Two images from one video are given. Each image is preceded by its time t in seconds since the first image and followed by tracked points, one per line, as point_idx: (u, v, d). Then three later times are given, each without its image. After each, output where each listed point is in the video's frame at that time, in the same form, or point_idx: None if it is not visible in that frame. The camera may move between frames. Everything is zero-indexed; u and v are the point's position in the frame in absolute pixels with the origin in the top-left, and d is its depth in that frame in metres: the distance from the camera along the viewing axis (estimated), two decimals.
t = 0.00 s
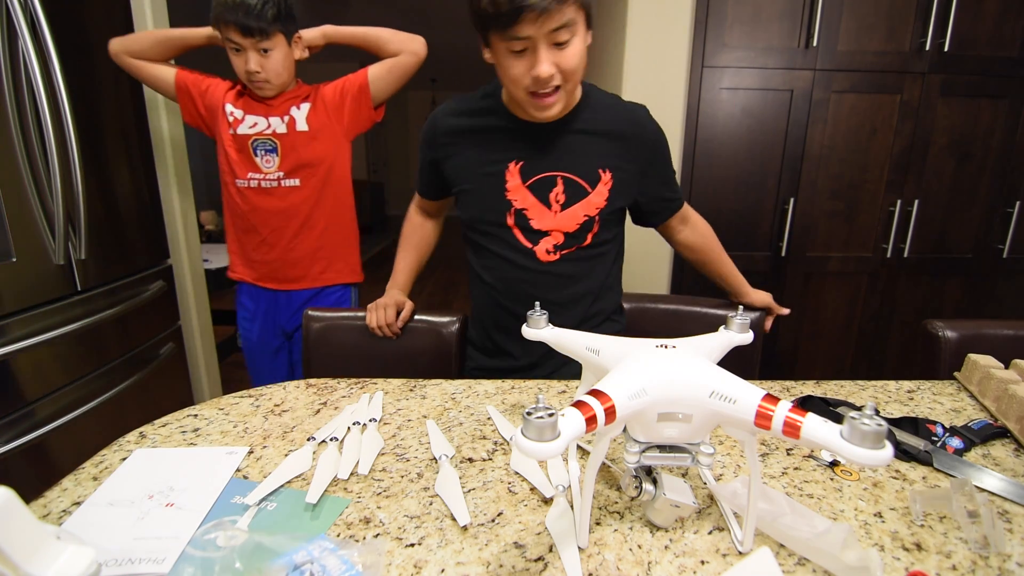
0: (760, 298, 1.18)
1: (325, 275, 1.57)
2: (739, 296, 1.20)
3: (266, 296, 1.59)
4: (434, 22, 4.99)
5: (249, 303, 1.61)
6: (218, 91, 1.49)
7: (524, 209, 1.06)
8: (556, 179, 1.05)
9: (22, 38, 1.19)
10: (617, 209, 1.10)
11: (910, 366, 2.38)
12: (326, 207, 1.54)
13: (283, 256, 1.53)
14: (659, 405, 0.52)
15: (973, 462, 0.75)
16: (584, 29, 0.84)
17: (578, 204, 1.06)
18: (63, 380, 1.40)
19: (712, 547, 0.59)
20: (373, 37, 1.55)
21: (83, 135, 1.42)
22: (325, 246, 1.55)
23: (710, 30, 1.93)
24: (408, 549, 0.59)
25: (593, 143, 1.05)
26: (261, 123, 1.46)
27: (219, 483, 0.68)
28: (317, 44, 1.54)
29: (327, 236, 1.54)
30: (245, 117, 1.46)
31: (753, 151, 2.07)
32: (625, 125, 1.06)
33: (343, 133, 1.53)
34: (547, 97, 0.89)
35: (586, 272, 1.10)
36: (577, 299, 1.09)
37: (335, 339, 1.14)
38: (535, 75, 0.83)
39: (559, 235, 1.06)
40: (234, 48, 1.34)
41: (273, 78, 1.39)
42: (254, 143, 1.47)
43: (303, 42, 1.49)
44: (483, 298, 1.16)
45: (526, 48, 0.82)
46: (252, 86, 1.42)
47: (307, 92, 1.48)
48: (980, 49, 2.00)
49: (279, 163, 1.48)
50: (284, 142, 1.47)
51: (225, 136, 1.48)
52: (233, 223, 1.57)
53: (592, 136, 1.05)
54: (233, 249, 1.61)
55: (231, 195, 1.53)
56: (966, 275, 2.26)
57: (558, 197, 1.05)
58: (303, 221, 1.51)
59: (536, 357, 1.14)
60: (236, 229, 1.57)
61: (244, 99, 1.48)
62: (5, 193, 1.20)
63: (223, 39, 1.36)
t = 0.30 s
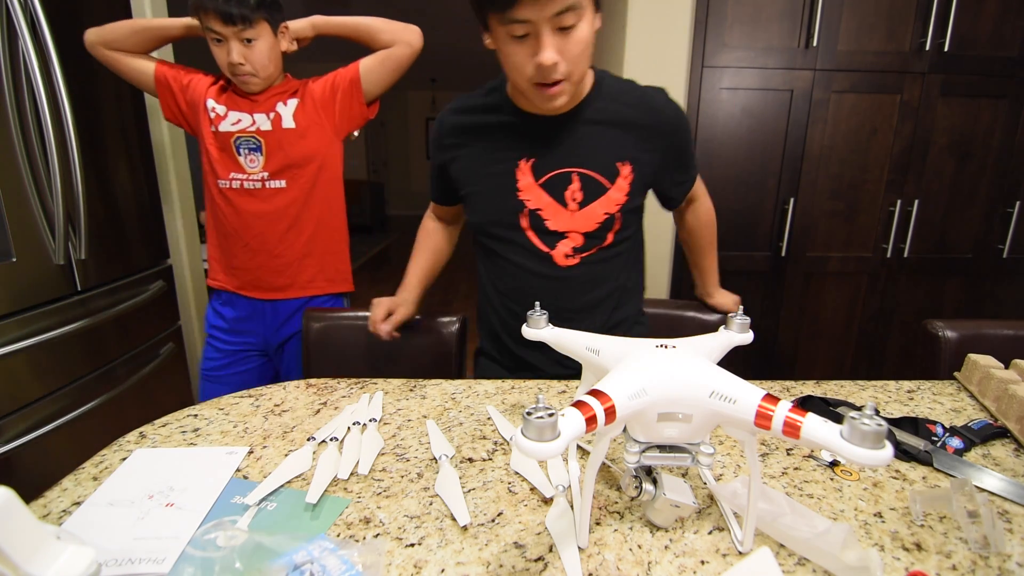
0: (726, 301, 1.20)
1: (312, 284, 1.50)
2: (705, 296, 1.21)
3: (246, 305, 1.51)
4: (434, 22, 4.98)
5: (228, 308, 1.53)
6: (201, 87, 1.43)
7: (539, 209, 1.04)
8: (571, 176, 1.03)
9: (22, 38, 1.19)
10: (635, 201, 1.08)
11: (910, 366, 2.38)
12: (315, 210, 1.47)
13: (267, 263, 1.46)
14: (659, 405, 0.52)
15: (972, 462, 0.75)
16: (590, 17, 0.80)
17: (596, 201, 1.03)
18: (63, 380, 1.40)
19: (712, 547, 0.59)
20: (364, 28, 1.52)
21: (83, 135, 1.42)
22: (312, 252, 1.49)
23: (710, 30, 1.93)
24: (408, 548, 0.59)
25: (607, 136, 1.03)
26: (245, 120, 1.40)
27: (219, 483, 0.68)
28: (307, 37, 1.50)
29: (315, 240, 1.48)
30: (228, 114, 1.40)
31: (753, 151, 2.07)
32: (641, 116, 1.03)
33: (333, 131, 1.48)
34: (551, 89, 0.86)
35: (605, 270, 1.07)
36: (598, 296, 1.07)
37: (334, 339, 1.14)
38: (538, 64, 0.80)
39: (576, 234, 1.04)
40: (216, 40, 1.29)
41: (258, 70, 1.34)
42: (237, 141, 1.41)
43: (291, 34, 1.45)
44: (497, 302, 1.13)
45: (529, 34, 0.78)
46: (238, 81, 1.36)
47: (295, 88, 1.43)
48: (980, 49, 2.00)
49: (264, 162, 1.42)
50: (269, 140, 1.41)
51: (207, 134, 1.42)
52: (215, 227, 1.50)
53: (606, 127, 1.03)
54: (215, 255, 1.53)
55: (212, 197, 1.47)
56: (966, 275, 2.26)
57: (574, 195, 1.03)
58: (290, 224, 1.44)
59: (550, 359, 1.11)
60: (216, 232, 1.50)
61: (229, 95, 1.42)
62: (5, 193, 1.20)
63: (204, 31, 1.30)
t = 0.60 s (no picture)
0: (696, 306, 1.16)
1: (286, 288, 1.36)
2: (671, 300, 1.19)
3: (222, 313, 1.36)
4: (434, 22, 4.99)
5: (199, 317, 1.36)
6: (163, 78, 1.28)
7: (609, 222, 0.90)
8: (638, 183, 0.90)
9: (22, 39, 1.20)
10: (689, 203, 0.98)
11: (910, 367, 2.38)
12: (290, 212, 1.33)
13: (238, 267, 1.31)
14: (659, 405, 0.52)
15: (972, 462, 0.75)
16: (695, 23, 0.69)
17: (664, 207, 0.91)
18: (64, 380, 1.40)
19: (712, 547, 0.59)
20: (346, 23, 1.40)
21: (83, 135, 1.42)
22: (286, 255, 1.35)
23: (710, 30, 1.93)
24: (408, 548, 0.59)
25: (672, 136, 0.92)
26: (214, 115, 1.25)
27: (219, 483, 0.68)
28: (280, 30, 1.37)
29: (291, 243, 1.35)
30: (196, 108, 1.26)
31: (753, 151, 2.07)
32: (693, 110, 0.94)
33: (310, 130, 1.35)
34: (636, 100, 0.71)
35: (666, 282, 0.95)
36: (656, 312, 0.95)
37: (334, 339, 1.14)
38: (636, 65, 0.66)
39: (645, 244, 0.91)
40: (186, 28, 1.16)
41: (229, 62, 1.20)
42: (205, 137, 1.26)
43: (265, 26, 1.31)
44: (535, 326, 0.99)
45: (631, 33, 0.64)
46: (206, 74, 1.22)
47: (268, 83, 1.30)
48: (979, 49, 2.00)
49: (234, 160, 1.28)
50: (241, 138, 1.27)
51: (172, 130, 1.27)
52: (178, 229, 1.34)
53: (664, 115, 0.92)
54: (179, 258, 1.37)
55: (176, 197, 1.31)
56: (966, 275, 2.26)
57: (642, 203, 0.90)
58: (264, 226, 1.31)
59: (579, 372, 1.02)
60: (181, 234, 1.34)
61: (197, 88, 1.27)
62: (5, 193, 1.21)
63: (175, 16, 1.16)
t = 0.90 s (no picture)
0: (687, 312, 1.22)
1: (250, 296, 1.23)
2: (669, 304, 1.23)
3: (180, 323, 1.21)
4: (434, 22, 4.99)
5: (149, 332, 1.21)
6: (115, 73, 1.14)
7: (694, 290, 0.98)
8: (726, 258, 0.98)
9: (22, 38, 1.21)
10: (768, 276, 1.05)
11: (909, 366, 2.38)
12: (253, 215, 1.21)
13: (197, 271, 1.18)
14: (659, 405, 0.52)
15: (973, 462, 0.75)
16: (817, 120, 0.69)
17: (744, 280, 0.99)
18: (64, 380, 1.40)
19: (712, 547, 0.59)
20: (317, 31, 1.30)
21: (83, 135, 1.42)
22: (250, 259, 1.22)
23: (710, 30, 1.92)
24: (408, 548, 0.59)
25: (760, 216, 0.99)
26: (174, 109, 1.13)
27: (219, 483, 0.68)
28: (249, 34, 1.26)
29: (253, 247, 1.22)
30: (153, 100, 1.12)
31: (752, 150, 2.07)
32: (782, 195, 1.01)
33: (276, 134, 1.24)
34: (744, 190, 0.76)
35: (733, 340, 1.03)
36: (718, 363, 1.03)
37: (334, 339, 1.14)
38: (755, 169, 0.70)
39: (723, 310, 0.99)
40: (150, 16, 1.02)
41: (198, 52, 1.08)
42: (164, 131, 1.13)
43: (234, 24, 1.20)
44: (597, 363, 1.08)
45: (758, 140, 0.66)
46: (169, 66, 1.09)
47: (233, 80, 1.19)
48: (979, 49, 2.00)
49: (197, 156, 1.14)
50: (205, 134, 1.14)
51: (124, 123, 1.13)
52: (123, 232, 1.18)
53: (762, 202, 0.99)
54: (124, 265, 1.21)
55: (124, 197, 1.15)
56: (966, 275, 2.26)
57: (727, 276, 0.98)
58: (226, 226, 1.18)
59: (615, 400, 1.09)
60: (128, 239, 1.18)
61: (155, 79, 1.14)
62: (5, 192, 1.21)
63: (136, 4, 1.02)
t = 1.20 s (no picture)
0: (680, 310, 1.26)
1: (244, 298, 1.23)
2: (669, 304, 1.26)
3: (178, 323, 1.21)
4: (434, 23, 4.99)
5: (146, 332, 1.21)
6: (107, 73, 1.14)
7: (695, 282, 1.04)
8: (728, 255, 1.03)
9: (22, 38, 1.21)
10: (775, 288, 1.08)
11: (910, 366, 2.38)
12: (247, 217, 1.21)
13: (192, 274, 1.17)
14: (659, 405, 0.52)
15: (972, 462, 0.75)
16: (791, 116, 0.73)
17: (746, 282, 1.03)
18: (64, 379, 1.40)
19: (712, 547, 0.59)
20: (312, 33, 1.29)
21: (84, 135, 1.42)
22: (246, 261, 1.22)
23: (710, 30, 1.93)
24: (407, 549, 0.59)
25: (764, 224, 1.04)
26: (169, 111, 1.13)
27: (220, 483, 0.68)
28: (243, 35, 1.25)
29: (249, 250, 1.22)
30: (147, 102, 1.12)
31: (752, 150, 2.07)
32: (787, 209, 1.05)
33: (272, 137, 1.24)
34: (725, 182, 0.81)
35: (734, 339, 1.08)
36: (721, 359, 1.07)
37: (335, 339, 1.14)
38: (728, 157, 0.75)
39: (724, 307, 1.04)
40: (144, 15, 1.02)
41: (192, 51, 1.07)
42: (160, 134, 1.12)
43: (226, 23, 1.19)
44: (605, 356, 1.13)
45: (728, 128, 0.74)
46: (161, 63, 1.08)
47: (228, 83, 1.19)
48: (979, 49, 2.00)
49: (192, 159, 1.14)
50: (200, 137, 1.15)
51: (116, 125, 1.12)
52: (116, 233, 1.18)
53: (766, 208, 1.04)
54: (116, 266, 1.21)
55: (117, 199, 1.15)
56: (966, 275, 2.26)
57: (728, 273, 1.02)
58: (222, 229, 1.18)
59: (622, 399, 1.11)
60: (121, 241, 1.18)
61: (149, 81, 1.14)
62: (5, 192, 1.21)
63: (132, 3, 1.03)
